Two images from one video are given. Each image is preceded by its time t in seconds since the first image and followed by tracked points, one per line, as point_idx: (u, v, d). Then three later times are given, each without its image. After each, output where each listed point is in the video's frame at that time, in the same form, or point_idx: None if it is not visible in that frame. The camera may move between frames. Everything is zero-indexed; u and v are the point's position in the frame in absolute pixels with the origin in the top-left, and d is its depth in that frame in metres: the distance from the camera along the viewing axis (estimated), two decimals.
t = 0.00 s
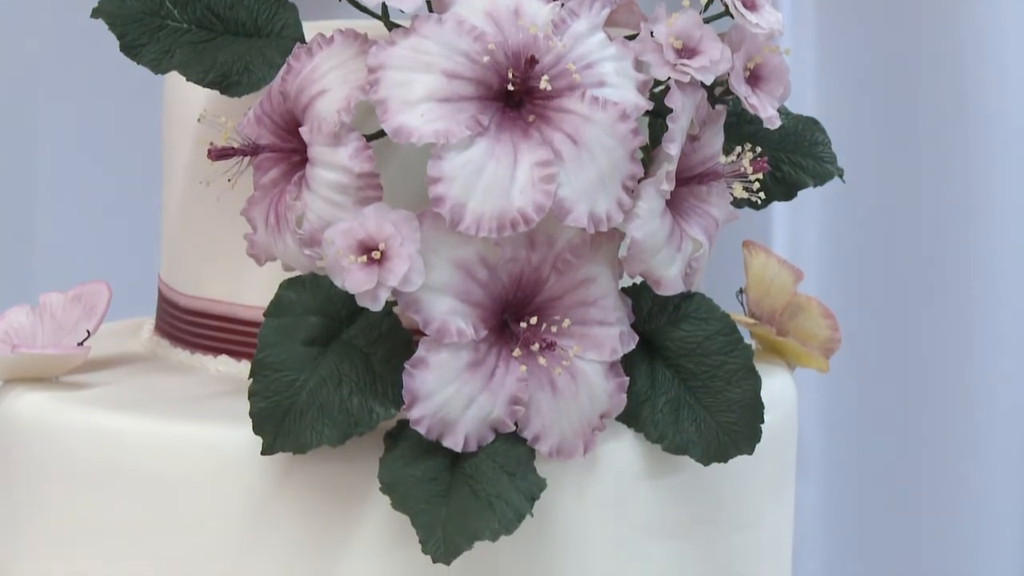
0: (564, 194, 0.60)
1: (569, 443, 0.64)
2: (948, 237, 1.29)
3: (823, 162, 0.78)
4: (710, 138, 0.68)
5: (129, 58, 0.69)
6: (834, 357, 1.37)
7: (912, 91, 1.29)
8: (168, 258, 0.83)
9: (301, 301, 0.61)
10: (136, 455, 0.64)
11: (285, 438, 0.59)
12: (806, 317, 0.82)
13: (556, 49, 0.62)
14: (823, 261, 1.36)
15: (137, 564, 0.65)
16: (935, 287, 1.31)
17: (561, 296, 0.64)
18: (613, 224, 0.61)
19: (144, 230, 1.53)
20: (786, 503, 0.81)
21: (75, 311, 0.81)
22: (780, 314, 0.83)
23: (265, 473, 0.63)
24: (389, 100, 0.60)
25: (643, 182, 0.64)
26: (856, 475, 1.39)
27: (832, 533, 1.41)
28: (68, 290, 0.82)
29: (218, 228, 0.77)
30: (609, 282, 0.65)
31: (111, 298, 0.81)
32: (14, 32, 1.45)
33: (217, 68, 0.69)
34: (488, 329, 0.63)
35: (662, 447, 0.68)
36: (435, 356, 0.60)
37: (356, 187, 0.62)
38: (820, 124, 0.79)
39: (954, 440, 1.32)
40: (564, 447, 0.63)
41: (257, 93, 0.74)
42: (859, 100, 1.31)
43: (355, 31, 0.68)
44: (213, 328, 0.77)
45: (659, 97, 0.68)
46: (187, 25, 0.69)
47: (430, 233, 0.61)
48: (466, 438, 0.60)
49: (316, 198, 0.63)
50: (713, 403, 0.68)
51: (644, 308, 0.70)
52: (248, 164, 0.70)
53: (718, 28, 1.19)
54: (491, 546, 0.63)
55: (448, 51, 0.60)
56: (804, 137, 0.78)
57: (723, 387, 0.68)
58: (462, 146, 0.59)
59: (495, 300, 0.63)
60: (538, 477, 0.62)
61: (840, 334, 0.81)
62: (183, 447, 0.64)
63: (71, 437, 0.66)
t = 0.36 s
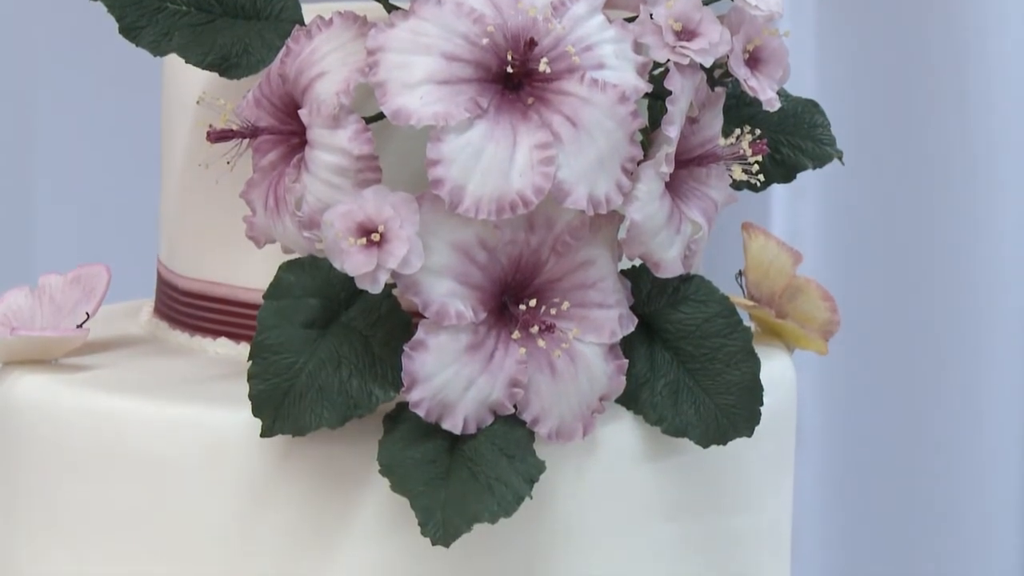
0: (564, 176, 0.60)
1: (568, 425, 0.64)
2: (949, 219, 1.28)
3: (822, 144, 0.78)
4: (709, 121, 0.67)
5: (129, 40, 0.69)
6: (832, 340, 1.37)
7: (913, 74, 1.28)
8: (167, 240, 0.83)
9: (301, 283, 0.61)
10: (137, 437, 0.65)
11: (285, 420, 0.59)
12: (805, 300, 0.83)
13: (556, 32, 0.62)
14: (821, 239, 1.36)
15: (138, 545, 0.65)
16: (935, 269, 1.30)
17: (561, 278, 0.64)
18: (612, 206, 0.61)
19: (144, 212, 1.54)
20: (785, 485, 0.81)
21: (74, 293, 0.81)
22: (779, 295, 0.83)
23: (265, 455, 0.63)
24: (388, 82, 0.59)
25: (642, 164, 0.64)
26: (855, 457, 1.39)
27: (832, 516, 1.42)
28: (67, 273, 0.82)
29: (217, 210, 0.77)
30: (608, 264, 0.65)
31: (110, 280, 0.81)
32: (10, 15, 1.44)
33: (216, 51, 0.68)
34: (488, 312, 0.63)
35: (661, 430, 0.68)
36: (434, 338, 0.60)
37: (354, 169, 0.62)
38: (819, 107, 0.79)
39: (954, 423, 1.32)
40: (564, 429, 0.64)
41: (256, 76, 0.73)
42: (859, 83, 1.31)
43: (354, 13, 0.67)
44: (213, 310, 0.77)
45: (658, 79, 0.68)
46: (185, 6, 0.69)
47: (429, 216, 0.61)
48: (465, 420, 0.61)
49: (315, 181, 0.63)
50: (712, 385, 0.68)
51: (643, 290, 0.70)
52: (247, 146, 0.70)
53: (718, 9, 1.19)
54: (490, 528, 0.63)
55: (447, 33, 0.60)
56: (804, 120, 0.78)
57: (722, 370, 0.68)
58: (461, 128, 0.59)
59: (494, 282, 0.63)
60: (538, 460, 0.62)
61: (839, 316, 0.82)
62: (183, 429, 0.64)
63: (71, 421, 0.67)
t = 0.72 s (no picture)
0: (564, 162, 0.60)
1: (567, 411, 0.64)
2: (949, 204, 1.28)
3: (822, 130, 0.77)
4: (709, 106, 0.67)
5: (127, 25, 0.68)
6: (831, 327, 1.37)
7: (911, 58, 1.28)
8: (166, 227, 0.83)
9: (300, 269, 0.61)
10: (135, 423, 0.65)
11: (284, 406, 0.59)
12: (804, 286, 0.83)
13: (555, 17, 0.62)
14: (819, 226, 1.35)
15: (136, 531, 0.66)
16: (935, 255, 1.30)
17: (561, 264, 0.64)
18: (612, 192, 0.61)
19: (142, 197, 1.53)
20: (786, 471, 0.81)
21: (73, 279, 0.81)
22: (779, 281, 0.83)
23: (264, 440, 0.63)
24: (387, 68, 0.59)
25: (642, 149, 0.64)
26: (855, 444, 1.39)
27: (831, 503, 1.42)
28: (67, 259, 0.82)
29: (216, 196, 0.77)
30: (608, 250, 0.65)
31: (107, 265, 0.81)
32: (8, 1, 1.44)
33: (216, 36, 0.68)
34: (487, 298, 0.63)
35: (660, 416, 0.69)
36: (434, 324, 0.60)
37: (354, 155, 0.62)
38: (819, 92, 0.79)
39: (955, 409, 1.32)
40: (563, 415, 0.64)
41: (255, 62, 0.73)
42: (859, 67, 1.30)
43: None
44: (212, 296, 0.78)
45: (658, 65, 0.67)
46: None
47: (428, 201, 0.61)
48: (465, 406, 0.61)
49: (314, 166, 0.63)
50: (711, 370, 0.68)
51: (642, 276, 0.70)
52: (246, 132, 0.70)
53: None
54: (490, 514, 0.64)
55: (447, 19, 0.60)
56: (803, 105, 0.78)
57: (722, 356, 0.68)
58: (461, 114, 0.59)
59: (494, 268, 0.63)
60: (537, 445, 0.62)
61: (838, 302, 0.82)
62: (181, 415, 0.64)
63: (71, 406, 0.67)
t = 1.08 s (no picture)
0: (564, 149, 0.60)
1: (567, 398, 0.64)
2: (947, 192, 1.29)
3: (821, 117, 0.77)
4: (709, 93, 0.67)
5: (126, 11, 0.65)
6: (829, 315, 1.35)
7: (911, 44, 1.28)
8: (166, 214, 0.83)
9: (299, 255, 0.62)
10: (134, 410, 0.65)
11: (283, 393, 0.59)
12: (804, 273, 0.83)
13: (555, 4, 0.61)
14: (819, 214, 1.34)
15: (133, 519, 0.66)
16: (935, 242, 1.30)
17: (560, 251, 0.65)
18: (611, 178, 0.61)
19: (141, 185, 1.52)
20: (785, 458, 0.82)
21: (72, 266, 0.81)
22: (779, 268, 0.83)
23: (264, 426, 0.64)
24: (386, 54, 0.59)
25: (642, 136, 0.64)
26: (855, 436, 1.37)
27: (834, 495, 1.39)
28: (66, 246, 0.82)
29: (217, 183, 0.77)
30: (608, 236, 0.65)
31: (106, 253, 0.81)
32: None
33: (215, 22, 0.64)
34: (487, 284, 0.63)
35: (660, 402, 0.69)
36: (433, 311, 0.60)
37: (353, 141, 0.62)
38: (819, 79, 0.79)
39: (954, 395, 1.32)
40: (563, 401, 0.64)
41: (254, 48, 0.73)
42: (859, 53, 1.30)
43: None
44: (211, 283, 0.78)
45: (658, 51, 0.67)
46: None
47: (428, 188, 0.61)
48: (464, 392, 0.61)
49: (314, 153, 0.63)
50: (710, 357, 0.68)
51: (641, 263, 0.70)
52: (245, 119, 0.70)
53: None
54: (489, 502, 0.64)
55: (446, 5, 0.60)
56: (803, 92, 0.78)
57: (722, 342, 0.68)
58: (460, 100, 0.59)
59: (494, 254, 0.63)
60: (536, 432, 0.62)
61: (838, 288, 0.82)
62: (180, 402, 0.64)
63: (71, 392, 0.67)
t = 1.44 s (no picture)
0: (563, 132, 0.60)
1: (566, 380, 0.64)
2: (947, 174, 1.28)
3: (821, 100, 0.77)
4: (709, 75, 0.67)
5: None
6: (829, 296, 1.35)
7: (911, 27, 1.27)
8: (165, 197, 0.83)
9: (298, 239, 0.62)
10: (133, 393, 0.65)
11: (282, 375, 0.60)
12: (803, 256, 0.83)
13: None
14: (819, 197, 1.34)
15: (131, 501, 0.66)
16: (935, 225, 1.30)
17: (560, 234, 0.64)
18: (611, 161, 0.61)
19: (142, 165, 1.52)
20: (784, 441, 0.82)
21: (71, 249, 0.81)
22: (778, 251, 0.83)
23: (264, 409, 0.64)
24: (385, 38, 0.59)
25: (642, 119, 0.63)
26: (856, 419, 1.37)
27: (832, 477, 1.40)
28: (66, 228, 0.82)
29: (216, 166, 0.77)
30: (607, 219, 0.65)
31: (106, 236, 0.81)
32: None
33: (214, 6, 0.66)
34: (486, 267, 0.63)
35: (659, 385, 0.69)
36: (433, 294, 0.60)
37: (352, 124, 0.62)
38: (818, 61, 0.79)
39: (954, 380, 1.32)
40: (562, 383, 0.64)
41: (253, 31, 0.73)
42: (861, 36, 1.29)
43: None
44: (211, 266, 0.78)
45: (657, 34, 0.67)
46: None
47: (427, 170, 0.61)
48: (463, 374, 0.61)
49: (313, 136, 0.63)
50: (709, 340, 0.68)
51: (641, 246, 0.70)
52: (244, 102, 0.70)
53: None
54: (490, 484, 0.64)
55: None
56: (803, 75, 0.78)
57: (722, 325, 0.69)
58: (459, 84, 0.59)
59: (493, 237, 0.63)
60: (536, 415, 0.63)
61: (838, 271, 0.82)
62: (180, 384, 0.65)
63: (72, 373, 0.67)
